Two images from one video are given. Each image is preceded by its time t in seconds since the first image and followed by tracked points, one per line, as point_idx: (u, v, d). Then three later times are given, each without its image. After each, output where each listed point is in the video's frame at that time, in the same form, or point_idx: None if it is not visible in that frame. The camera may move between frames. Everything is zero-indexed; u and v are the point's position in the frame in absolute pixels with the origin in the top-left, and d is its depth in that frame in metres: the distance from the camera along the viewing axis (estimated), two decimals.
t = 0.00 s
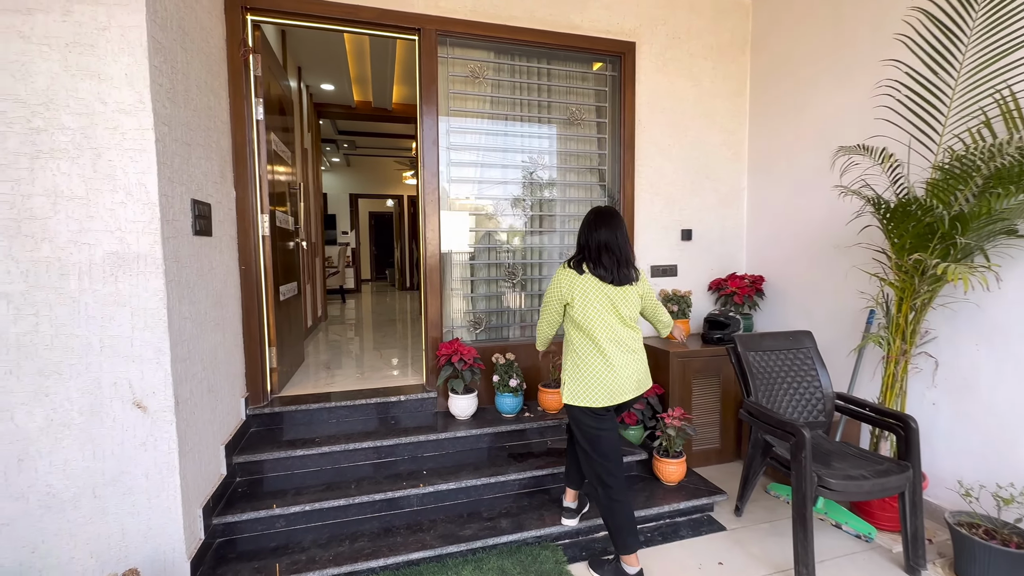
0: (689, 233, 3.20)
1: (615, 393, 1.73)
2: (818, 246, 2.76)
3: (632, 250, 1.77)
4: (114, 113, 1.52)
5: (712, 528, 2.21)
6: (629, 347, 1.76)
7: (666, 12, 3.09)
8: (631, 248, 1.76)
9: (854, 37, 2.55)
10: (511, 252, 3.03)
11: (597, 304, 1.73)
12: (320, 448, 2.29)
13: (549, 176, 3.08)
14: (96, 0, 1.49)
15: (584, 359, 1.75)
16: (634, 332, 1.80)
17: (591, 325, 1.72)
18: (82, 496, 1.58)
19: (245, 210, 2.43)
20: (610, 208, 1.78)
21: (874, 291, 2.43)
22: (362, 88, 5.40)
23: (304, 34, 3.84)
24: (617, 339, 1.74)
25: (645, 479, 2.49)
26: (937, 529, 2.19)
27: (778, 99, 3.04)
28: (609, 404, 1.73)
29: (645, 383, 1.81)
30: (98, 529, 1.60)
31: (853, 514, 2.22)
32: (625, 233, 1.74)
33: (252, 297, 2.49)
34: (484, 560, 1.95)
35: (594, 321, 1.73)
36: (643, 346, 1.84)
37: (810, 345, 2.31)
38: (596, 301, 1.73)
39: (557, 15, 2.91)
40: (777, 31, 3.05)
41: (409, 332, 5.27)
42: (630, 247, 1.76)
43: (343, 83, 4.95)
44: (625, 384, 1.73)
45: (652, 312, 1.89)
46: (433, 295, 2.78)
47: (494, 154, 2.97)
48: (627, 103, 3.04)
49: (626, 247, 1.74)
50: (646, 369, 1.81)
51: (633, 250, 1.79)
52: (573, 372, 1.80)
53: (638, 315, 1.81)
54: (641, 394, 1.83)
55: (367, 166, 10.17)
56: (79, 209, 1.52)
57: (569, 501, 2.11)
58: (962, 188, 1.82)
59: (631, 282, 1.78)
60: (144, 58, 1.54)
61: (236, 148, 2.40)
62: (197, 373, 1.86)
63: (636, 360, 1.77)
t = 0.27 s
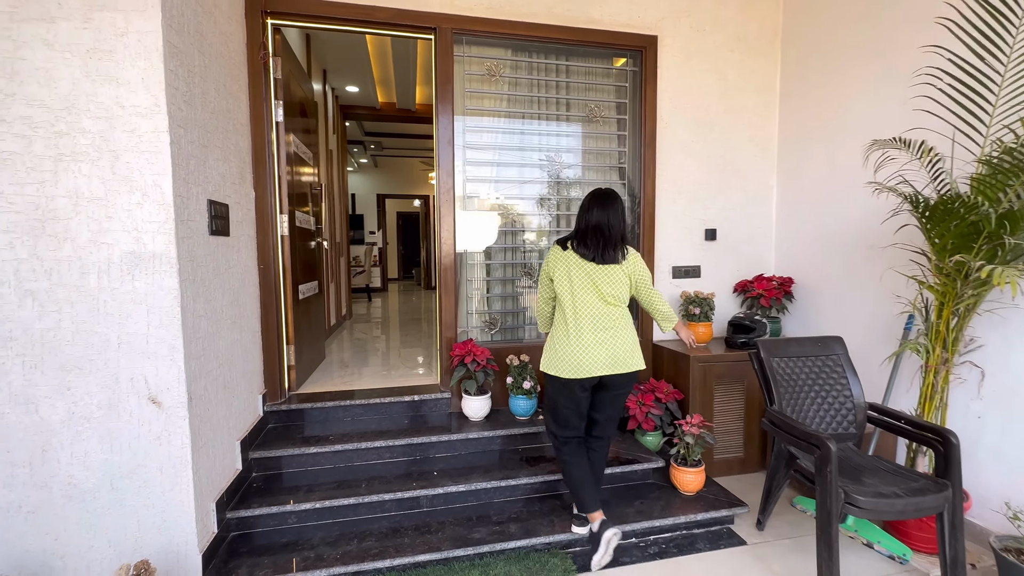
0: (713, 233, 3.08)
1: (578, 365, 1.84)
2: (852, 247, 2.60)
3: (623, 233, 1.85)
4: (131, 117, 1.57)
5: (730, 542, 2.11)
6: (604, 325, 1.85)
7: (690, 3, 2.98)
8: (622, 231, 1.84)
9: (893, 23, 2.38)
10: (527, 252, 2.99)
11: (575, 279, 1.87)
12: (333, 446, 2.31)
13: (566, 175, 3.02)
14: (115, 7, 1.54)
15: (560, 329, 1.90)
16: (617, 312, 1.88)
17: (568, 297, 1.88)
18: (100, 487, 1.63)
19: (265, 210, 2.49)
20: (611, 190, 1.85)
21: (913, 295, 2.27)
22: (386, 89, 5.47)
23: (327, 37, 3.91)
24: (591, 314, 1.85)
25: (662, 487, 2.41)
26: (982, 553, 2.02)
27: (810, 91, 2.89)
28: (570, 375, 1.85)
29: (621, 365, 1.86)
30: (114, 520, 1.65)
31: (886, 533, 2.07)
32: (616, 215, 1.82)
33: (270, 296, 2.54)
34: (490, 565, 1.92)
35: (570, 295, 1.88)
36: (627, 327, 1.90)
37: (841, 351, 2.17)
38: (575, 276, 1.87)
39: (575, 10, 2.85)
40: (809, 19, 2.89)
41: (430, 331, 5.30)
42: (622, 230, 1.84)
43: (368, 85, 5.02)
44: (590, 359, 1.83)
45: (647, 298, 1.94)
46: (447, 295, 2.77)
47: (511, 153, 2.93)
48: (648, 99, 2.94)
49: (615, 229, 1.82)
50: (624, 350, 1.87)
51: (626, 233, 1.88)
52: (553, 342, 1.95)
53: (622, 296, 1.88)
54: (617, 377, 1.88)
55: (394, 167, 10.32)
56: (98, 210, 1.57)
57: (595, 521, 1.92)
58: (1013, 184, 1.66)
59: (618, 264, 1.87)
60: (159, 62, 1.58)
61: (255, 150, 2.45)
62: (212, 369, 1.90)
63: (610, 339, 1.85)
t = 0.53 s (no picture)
0: (733, 233, 2.98)
1: (545, 347, 1.91)
2: (879, 247, 2.48)
3: (603, 222, 1.83)
4: (143, 119, 1.61)
5: (744, 553, 2.03)
6: (576, 313, 1.88)
7: None
8: (601, 220, 1.84)
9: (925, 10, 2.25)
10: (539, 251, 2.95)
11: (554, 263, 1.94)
12: (343, 444, 2.35)
13: (580, 174, 2.97)
14: (128, 12, 1.58)
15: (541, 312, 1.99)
16: (595, 304, 1.87)
17: (549, 282, 1.97)
18: (114, 479, 1.68)
19: (279, 211, 2.53)
20: (604, 182, 1.85)
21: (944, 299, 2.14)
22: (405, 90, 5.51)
23: (346, 39, 3.95)
24: (566, 300, 1.90)
25: (674, 494, 2.34)
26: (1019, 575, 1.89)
27: (837, 84, 2.76)
28: (538, 357, 1.93)
29: (586, 358, 1.84)
30: (127, 511, 1.70)
31: (912, 550, 1.96)
32: (597, 204, 1.84)
33: (284, 294, 2.58)
34: (493, 569, 1.89)
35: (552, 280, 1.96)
36: (607, 321, 1.87)
37: (865, 358, 2.06)
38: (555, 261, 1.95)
39: (590, 6, 2.80)
40: (836, 9, 2.77)
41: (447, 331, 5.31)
42: (602, 219, 1.84)
43: (386, 86, 5.07)
44: (553, 344, 1.88)
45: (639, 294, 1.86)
46: (458, 295, 2.76)
47: (523, 152, 2.90)
48: (664, 95, 2.87)
49: (593, 218, 1.84)
50: (595, 341, 1.84)
51: (611, 224, 1.85)
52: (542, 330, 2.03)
53: (602, 287, 1.86)
54: (585, 369, 1.86)
55: (416, 167, 10.41)
56: (112, 210, 1.62)
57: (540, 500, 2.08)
58: None
59: (599, 256, 1.85)
60: (170, 66, 1.61)
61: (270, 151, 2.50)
62: (223, 367, 1.93)
63: (580, 327, 1.86)
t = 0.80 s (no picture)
0: (751, 231, 2.88)
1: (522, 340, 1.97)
2: (905, 246, 2.36)
3: (564, 221, 1.81)
4: (153, 118, 1.63)
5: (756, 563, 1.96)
6: (541, 310, 1.88)
7: None
8: (562, 219, 1.81)
9: None
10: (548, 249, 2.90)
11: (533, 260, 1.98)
12: (350, 442, 2.35)
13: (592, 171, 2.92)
14: (138, 13, 1.60)
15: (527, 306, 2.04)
16: (556, 301, 1.84)
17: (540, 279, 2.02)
18: (125, 472, 1.72)
19: (290, 209, 2.55)
20: (579, 180, 1.82)
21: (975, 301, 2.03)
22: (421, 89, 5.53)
23: (360, 39, 3.98)
24: (537, 296, 1.92)
25: (686, 499, 2.27)
26: None
27: (863, 76, 2.64)
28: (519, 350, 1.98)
29: (543, 354, 1.82)
30: (137, 504, 1.73)
31: (938, 565, 1.86)
32: (561, 202, 1.83)
33: (295, 292, 2.60)
34: (497, 571, 1.87)
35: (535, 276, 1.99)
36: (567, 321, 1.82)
37: (889, 362, 1.97)
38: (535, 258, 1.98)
39: None
40: None
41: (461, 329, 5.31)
42: (563, 218, 1.81)
43: (402, 85, 5.10)
44: (523, 338, 1.93)
45: (595, 299, 1.76)
46: (467, 293, 2.74)
47: (534, 149, 2.86)
48: (679, 90, 2.80)
49: (557, 216, 1.83)
50: (550, 341, 1.81)
51: (573, 224, 1.80)
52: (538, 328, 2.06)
53: (563, 286, 1.82)
54: (545, 367, 1.85)
55: (433, 166, 10.46)
56: (123, 209, 1.65)
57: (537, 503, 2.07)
58: None
59: (557, 252, 1.82)
60: (179, 66, 1.63)
61: (281, 150, 2.52)
62: (231, 363, 1.95)
63: (541, 325, 1.85)
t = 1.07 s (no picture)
0: (766, 229, 2.79)
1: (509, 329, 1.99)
2: (930, 244, 2.25)
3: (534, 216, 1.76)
4: (153, 115, 1.62)
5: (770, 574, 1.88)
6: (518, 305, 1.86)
7: None
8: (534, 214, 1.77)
9: None
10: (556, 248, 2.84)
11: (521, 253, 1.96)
12: (353, 442, 2.34)
13: (601, 167, 2.84)
14: (138, 9, 1.59)
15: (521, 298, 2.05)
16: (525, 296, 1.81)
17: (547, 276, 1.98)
18: (126, 470, 1.72)
19: (295, 207, 2.54)
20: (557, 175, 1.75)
21: (1006, 301, 1.92)
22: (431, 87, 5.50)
23: (369, 37, 3.96)
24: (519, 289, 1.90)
25: (696, 506, 2.20)
26: None
27: (885, 66, 2.53)
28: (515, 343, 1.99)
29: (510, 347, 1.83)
30: (138, 502, 1.73)
31: None
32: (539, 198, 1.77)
33: (300, 291, 2.59)
34: None
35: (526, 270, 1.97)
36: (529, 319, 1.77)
37: (911, 366, 1.87)
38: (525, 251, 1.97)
39: None
40: None
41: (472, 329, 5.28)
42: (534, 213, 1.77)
43: (412, 84, 5.08)
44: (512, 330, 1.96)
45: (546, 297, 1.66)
46: (473, 292, 2.70)
47: (542, 145, 2.80)
48: (692, 83, 2.71)
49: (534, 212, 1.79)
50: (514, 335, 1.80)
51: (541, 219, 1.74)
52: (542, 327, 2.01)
53: (528, 282, 1.77)
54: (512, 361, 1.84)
55: (446, 166, 10.46)
56: (124, 206, 1.64)
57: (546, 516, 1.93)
58: None
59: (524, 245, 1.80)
60: (178, 62, 1.62)
61: (287, 148, 2.51)
62: (232, 361, 1.94)
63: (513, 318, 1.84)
